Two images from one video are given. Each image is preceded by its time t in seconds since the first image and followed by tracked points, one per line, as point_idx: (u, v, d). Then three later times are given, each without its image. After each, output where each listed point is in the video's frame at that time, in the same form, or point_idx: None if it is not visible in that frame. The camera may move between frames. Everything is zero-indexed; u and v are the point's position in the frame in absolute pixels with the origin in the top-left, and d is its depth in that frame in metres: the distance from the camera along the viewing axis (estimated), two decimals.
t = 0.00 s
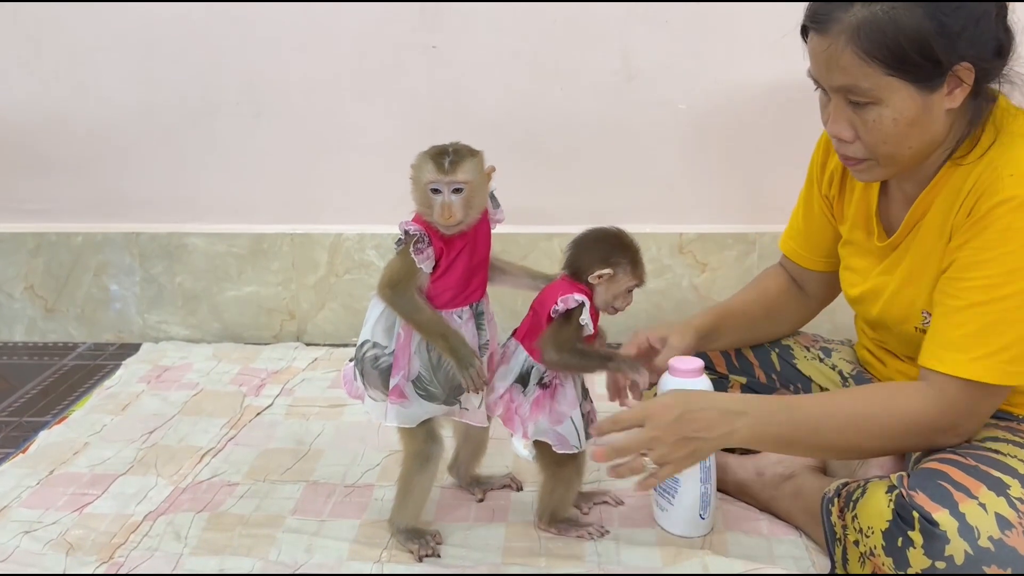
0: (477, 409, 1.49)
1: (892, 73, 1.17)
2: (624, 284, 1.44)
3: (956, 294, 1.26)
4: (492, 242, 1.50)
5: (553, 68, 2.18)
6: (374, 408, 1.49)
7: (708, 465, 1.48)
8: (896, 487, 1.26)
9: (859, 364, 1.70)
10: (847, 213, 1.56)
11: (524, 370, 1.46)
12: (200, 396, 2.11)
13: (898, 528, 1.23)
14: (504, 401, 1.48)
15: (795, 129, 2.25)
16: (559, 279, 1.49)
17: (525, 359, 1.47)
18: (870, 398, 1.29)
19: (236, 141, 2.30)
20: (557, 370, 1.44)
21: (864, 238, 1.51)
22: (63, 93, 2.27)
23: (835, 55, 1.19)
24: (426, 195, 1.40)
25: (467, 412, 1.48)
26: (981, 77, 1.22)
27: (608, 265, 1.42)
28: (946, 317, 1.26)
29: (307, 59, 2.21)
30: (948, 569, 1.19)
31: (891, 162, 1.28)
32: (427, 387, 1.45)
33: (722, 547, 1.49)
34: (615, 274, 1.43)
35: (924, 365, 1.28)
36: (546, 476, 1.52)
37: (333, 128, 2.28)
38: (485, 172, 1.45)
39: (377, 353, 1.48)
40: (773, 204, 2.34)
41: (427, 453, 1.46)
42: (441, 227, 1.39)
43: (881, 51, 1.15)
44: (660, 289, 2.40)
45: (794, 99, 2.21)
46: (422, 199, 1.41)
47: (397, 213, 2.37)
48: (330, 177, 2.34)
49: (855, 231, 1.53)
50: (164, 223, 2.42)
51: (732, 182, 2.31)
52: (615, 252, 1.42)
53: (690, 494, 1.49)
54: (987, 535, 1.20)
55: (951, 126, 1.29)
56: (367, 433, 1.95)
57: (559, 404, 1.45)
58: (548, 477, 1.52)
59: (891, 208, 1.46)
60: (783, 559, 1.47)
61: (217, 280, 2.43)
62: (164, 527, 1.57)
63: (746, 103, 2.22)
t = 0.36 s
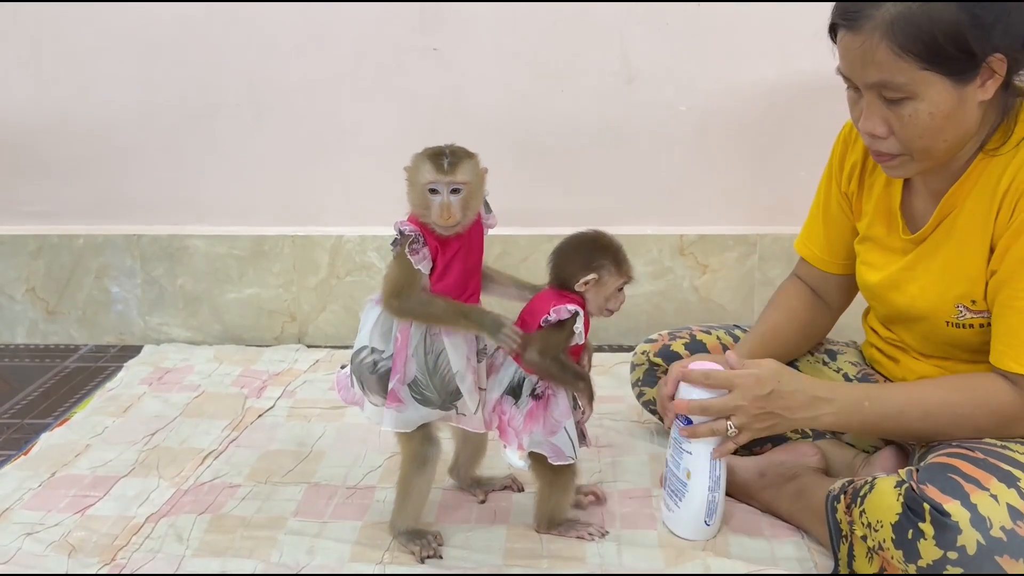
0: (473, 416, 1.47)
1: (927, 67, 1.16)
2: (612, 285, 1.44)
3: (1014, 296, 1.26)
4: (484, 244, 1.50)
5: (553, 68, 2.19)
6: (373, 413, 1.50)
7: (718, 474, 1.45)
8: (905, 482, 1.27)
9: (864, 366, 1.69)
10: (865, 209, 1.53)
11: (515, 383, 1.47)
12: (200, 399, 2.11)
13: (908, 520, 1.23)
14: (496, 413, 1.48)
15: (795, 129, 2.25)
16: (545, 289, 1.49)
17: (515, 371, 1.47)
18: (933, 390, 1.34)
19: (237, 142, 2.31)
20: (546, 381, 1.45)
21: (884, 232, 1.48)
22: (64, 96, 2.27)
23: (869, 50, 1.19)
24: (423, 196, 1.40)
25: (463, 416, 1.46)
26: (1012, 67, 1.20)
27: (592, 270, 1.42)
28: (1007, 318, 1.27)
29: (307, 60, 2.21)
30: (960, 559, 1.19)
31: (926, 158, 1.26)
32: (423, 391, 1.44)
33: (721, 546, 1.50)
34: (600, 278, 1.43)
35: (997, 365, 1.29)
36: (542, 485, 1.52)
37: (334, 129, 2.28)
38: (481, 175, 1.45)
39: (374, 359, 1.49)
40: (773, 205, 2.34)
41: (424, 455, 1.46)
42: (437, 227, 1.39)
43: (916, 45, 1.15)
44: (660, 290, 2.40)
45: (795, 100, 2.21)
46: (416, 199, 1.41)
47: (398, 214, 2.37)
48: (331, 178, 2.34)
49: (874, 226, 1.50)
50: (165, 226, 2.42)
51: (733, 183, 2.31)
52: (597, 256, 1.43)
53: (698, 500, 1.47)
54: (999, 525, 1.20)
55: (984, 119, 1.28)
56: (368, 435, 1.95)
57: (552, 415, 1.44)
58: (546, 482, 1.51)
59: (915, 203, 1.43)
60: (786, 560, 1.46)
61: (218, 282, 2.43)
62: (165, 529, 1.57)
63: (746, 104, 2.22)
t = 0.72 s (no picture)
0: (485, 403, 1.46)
1: (941, 61, 1.17)
2: (605, 275, 1.44)
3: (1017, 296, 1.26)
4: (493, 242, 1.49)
5: (553, 67, 2.19)
6: (383, 418, 1.51)
7: (717, 479, 1.46)
8: (904, 480, 1.27)
9: (867, 366, 1.68)
10: (876, 205, 1.52)
11: (514, 372, 1.48)
12: (201, 400, 2.11)
13: (908, 519, 1.23)
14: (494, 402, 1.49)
15: (795, 128, 2.25)
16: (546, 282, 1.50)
17: (514, 361, 1.48)
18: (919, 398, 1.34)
19: (237, 143, 2.31)
20: (548, 369, 1.46)
21: (893, 231, 1.48)
22: (65, 97, 2.28)
23: (884, 42, 1.19)
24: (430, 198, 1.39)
25: (476, 412, 1.47)
26: None
27: (584, 261, 1.43)
28: (1008, 318, 1.27)
29: (307, 61, 2.21)
30: (960, 557, 1.20)
31: (937, 154, 1.26)
32: (436, 392, 1.44)
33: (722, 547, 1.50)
34: (593, 268, 1.43)
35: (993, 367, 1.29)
36: (540, 481, 1.52)
37: (333, 130, 2.28)
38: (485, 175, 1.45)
39: (384, 362, 1.49)
40: (773, 205, 2.34)
41: (429, 456, 1.46)
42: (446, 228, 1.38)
43: (931, 38, 1.15)
44: (660, 291, 2.40)
45: (794, 100, 2.22)
46: (423, 202, 1.40)
47: (398, 215, 2.37)
48: (331, 179, 2.34)
49: (883, 225, 1.50)
50: (165, 227, 2.42)
51: (732, 183, 2.32)
52: (589, 247, 1.43)
53: (697, 504, 1.48)
54: (998, 523, 1.20)
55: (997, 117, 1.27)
56: (369, 436, 1.95)
57: (550, 405, 1.45)
58: (542, 480, 1.51)
59: (926, 200, 1.43)
60: (786, 560, 1.47)
61: (219, 283, 2.43)
62: (166, 530, 1.57)
63: (746, 104, 2.22)
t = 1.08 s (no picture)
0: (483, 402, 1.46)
1: (927, 63, 1.17)
2: (607, 292, 1.44)
3: (1008, 295, 1.26)
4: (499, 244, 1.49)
5: (552, 67, 2.19)
6: (387, 415, 1.51)
7: (708, 478, 1.45)
8: (901, 480, 1.26)
9: (864, 365, 1.69)
10: (869, 206, 1.52)
11: (509, 383, 1.47)
12: (201, 400, 2.11)
13: (904, 518, 1.23)
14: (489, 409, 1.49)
15: (794, 128, 2.25)
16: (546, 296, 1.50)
17: (509, 371, 1.47)
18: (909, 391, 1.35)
19: (236, 143, 2.31)
20: (541, 384, 1.45)
21: (885, 232, 1.49)
22: (64, 98, 2.28)
23: (871, 44, 1.19)
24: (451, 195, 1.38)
25: (474, 411, 1.48)
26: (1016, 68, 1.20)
27: (587, 276, 1.43)
28: (998, 318, 1.27)
29: (307, 61, 2.21)
30: (956, 556, 1.20)
31: (926, 156, 1.26)
32: (437, 390, 1.45)
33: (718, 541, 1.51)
34: (595, 284, 1.43)
35: (982, 367, 1.30)
36: (532, 479, 1.53)
37: (332, 131, 2.28)
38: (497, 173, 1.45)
39: (389, 359, 1.48)
40: (771, 205, 2.34)
41: (433, 455, 1.47)
42: (472, 228, 1.38)
43: (916, 39, 1.15)
44: (660, 291, 2.40)
45: (793, 100, 2.21)
46: (448, 204, 1.38)
47: (398, 216, 2.37)
48: (330, 179, 2.34)
49: (875, 226, 1.50)
50: (165, 227, 2.42)
51: (732, 183, 2.32)
52: (592, 262, 1.43)
53: (690, 502, 1.48)
54: (994, 522, 1.20)
55: (987, 119, 1.27)
56: (368, 436, 1.95)
57: (540, 420, 1.44)
58: (535, 479, 1.52)
59: (917, 201, 1.43)
60: (785, 559, 1.47)
61: (218, 283, 2.44)
62: (165, 530, 1.57)
63: (745, 104, 2.22)
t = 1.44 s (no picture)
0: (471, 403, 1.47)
1: (916, 59, 1.17)
2: (597, 300, 1.43)
3: (1004, 293, 1.26)
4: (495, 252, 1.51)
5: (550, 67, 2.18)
6: (380, 413, 1.51)
7: (710, 481, 1.41)
8: (899, 479, 1.27)
9: (861, 364, 1.69)
10: (860, 206, 1.53)
11: (498, 390, 1.48)
12: (200, 399, 2.11)
13: (902, 517, 1.24)
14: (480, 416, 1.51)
15: (792, 127, 2.25)
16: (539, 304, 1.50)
17: (498, 378, 1.49)
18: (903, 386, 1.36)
19: (235, 143, 2.31)
20: (527, 392, 1.45)
21: (877, 231, 1.49)
22: (62, 98, 2.27)
23: (860, 41, 1.19)
24: (468, 200, 1.38)
25: (462, 414, 1.49)
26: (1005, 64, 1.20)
27: (576, 285, 1.43)
28: (995, 315, 1.27)
29: (306, 61, 2.21)
30: (953, 555, 1.20)
31: (917, 153, 1.27)
32: (430, 390, 1.45)
33: (724, 547, 1.48)
34: (584, 292, 1.43)
35: (980, 365, 1.30)
36: (529, 480, 1.53)
37: (331, 131, 2.28)
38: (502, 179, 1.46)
39: (382, 357, 1.48)
40: (769, 204, 2.34)
41: (431, 454, 1.47)
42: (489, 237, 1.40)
43: (905, 36, 1.15)
44: (658, 290, 2.41)
45: (792, 100, 2.21)
46: (470, 212, 1.38)
47: (397, 215, 2.38)
48: (329, 179, 2.34)
49: (868, 225, 1.50)
50: (163, 227, 2.42)
51: (730, 182, 2.32)
52: (582, 271, 1.43)
53: (693, 506, 1.45)
54: (991, 522, 1.20)
55: (978, 115, 1.29)
56: (367, 435, 1.95)
57: (528, 427, 1.45)
58: (531, 479, 1.52)
59: (908, 200, 1.43)
60: (784, 558, 1.47)
61: (217, 283, 2.44)
62: (164, 529, 1.57)
63: (744, 104, 2.22)
